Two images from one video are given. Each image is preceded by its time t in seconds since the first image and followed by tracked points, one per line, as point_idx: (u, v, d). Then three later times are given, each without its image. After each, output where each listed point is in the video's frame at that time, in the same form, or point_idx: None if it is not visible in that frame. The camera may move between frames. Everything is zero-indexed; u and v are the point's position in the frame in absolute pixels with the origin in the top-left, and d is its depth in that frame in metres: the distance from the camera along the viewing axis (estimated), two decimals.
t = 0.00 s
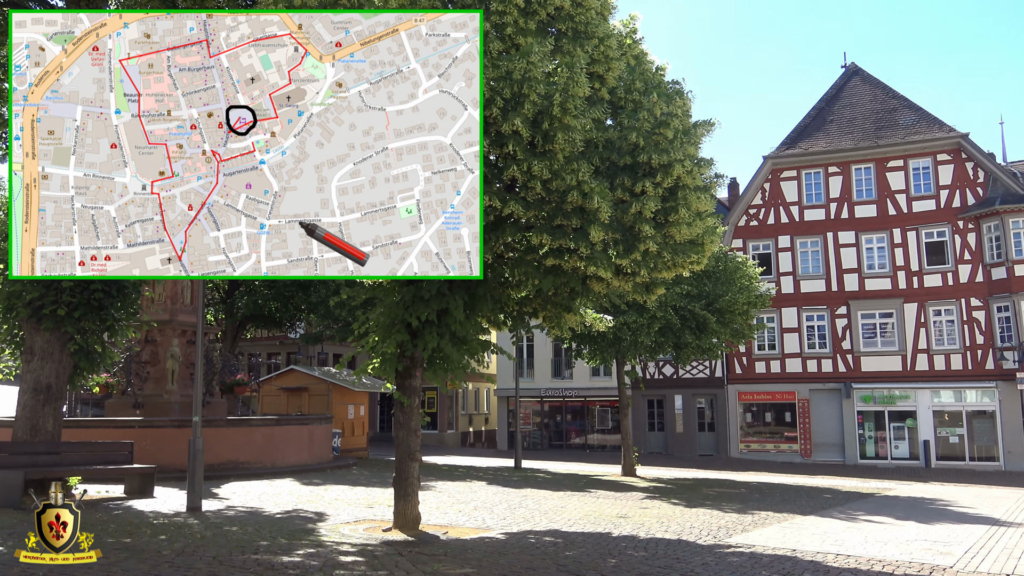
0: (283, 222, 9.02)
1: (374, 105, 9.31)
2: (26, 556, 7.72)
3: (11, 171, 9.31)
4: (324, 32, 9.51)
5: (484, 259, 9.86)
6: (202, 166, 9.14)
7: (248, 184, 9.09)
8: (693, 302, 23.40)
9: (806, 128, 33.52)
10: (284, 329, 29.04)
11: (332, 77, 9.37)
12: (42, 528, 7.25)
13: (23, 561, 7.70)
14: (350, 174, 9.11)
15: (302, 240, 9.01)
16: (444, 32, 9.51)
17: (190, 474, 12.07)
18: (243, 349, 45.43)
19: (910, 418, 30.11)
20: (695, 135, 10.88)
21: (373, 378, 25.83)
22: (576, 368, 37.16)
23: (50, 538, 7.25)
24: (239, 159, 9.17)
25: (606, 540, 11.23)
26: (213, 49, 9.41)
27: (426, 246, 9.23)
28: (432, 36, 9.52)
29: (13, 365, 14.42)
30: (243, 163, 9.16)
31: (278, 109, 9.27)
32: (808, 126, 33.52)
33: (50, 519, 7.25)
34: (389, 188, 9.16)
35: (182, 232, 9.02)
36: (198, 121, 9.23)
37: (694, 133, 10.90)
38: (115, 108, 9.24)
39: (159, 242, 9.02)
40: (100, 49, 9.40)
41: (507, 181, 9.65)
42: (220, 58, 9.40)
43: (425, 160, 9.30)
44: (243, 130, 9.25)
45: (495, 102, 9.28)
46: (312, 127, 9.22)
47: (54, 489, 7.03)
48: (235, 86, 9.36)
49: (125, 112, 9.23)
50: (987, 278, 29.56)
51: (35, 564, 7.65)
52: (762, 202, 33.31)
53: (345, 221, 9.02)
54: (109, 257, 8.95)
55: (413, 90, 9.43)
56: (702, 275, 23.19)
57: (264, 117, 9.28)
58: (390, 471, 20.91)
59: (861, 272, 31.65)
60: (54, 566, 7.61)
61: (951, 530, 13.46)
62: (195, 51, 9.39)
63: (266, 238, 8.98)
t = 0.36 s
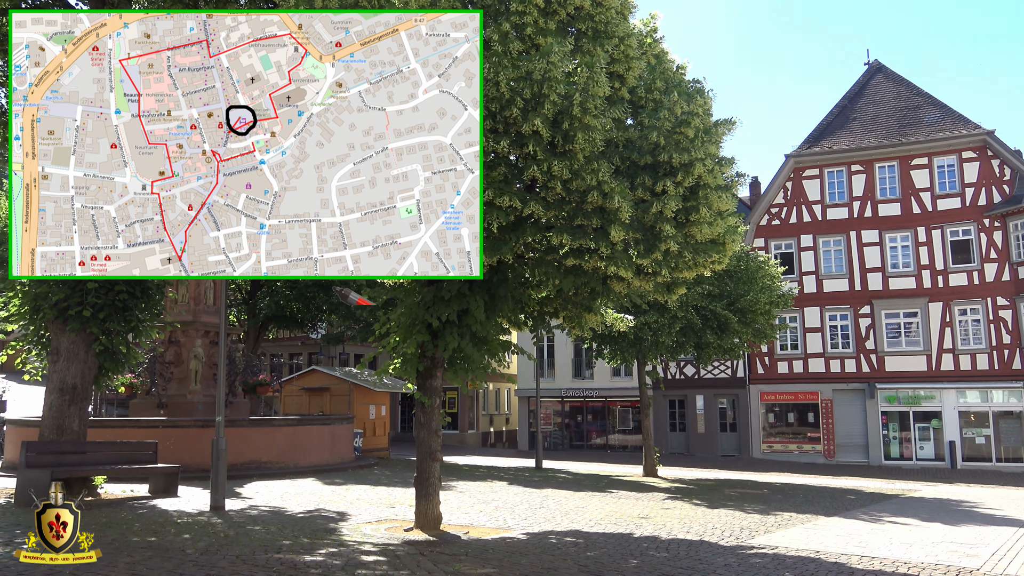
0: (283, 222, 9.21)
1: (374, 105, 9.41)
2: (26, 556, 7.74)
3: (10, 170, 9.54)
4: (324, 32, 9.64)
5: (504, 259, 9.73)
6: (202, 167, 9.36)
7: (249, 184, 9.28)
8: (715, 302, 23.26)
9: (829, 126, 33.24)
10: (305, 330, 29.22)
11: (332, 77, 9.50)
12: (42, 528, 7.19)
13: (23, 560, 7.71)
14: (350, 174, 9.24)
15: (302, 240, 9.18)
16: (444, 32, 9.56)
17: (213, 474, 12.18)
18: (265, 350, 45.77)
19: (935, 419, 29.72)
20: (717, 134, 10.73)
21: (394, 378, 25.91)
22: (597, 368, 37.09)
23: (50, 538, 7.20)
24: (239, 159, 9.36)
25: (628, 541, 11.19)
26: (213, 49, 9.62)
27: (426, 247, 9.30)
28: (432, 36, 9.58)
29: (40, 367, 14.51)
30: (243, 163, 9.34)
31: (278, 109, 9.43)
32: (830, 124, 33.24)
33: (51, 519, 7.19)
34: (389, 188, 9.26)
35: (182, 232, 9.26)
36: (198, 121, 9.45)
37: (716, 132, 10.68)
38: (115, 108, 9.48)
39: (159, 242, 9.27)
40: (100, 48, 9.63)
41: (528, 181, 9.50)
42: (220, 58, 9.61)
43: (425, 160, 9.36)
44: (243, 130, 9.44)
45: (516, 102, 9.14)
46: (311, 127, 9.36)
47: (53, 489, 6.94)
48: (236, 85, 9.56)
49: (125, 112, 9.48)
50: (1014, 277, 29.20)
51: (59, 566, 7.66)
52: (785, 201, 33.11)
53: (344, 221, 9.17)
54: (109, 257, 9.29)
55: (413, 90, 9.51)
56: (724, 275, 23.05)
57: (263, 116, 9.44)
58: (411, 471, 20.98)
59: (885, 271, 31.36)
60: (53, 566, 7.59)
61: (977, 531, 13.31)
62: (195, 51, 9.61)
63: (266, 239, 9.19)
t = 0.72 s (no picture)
0: (283, 222, 9.06)
1: (374, 105, 9.28)
2: (26, 557, 7.74)
3: (11, 171, 9.44)
4: (324, 32, 9.53)
5: (524, 259, 9.65)
6: (202, 167, 9.23)
7: (248, 184, 9.14)
8: (737, 302, 23.14)
9: (852, 124, 32.97)
10: (328, 330, 29.42)
11: (332, 77, 9.37)
12: (41, 528, 7.08)
13: (22, 561, 7.72)
14: (350, 174, 9.10)
15: (302, 241, 9.03)
16: (444, 32, 9.49)
17: (238, 474, 12.28)
18: (288, 350, 46.13)
19: (962, 419, 29.33)
20: (739, 133, 10.52)
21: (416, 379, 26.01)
22: (619, 369, 37.02)
23: (50, 538, 7.07)
24: (239, 159, 9.23)
25: (651, 542, 11.14)
26: (213, 49, 9.50)
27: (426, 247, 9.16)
28: (432, 36, 9.50)
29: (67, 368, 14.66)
30: (243, 163, 9.21)
31: (278, 109, 9.29)
32: (853, 122, 32.96)
33: (50, 520, 7.09)
34: (389, 188, 9.12)
35: (182, 232, 9.13)
36: (198, 121, 9.34)
37: (737, 130, 10.36)
38: (115, 108, 9.39)
39: (159, 242, 9.15)
40: (100, 49, 9.55)
41: (549, 181, 9.43)
42: (220, 58, 9.49)
43: (425, 161, 9.23)
44: (244, 130, 9.30)
45: (536, 103, 9.11)
46: (311, 127, 9.22)
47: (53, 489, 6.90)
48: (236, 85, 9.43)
49: (125, 112, 9.38)
50: None
51: (86, 566, 7.75)
52: (808, 199, 32.93)
53: (345, 221, 9.02)
54: (109, 257, 9.17)
55: (413, 91, 9.39)
56: (747, 275, 22.93)
57: (263, 117, 9.30)
58: (434, 472, 21.04)
59: (910, 270, 31.05)
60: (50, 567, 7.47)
61: (1005, 534, 13.14)
62: (195, 51, 9.50)
63: (266, 239, 9.04)
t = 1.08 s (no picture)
0: (283, 222, 9.16)
1: (374, 105, 9.32)
2: (25, 556, 7.80)
3: (11, 170, 9.53)
4: (324, 32, 9.59)
5: (545, 259, 9.64)
6: (202, 167, 9.36)
7: (248, 184, 9.25)
8: (760, 302, 23.02)
9: (876, 121, 32.66)
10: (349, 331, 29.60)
11: (332, 77, 9.42)
12: (41, 529, 7.21)
13: (23, 560, 7.77)
14: (350, 174, 9.16)
15: (302, 241, 9.13)
16: (444, 32, 9.45)
17: (261, 474, 12.36)
18: (310, 351, 46.41)
19: (989, 420, 28.96)
20: (761, 131, 10.19)
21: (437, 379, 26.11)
22: (640, 369, 36.89)
23: (49, 538, 7.19)
24: (238, 159, 9.34)
25: (673, 542, 11.11)
26: (213, 49, 9.62)
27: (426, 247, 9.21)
28: (432, 36, 9.47)
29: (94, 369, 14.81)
30: (243, 163, 9.32)
31: (278, 109, 9.38)
32: (877, 120, 32.65)
33: (51, 520, 7.24)
34: (389, 188, 9.19)
35: (182, 232, 9.26)
36: (198, 121, 9.46)
37: (759, 129, 10.17)
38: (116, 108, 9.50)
39: (159, 242, 9.28)
40: (100, 49, 9.64)
41: (570, 181, 9.42)
42: (220, 58, 9.61)
43: (425, 160, 9.27)
44: (244, 130, 9.41)
45: (557, 103, 9.05)
46: (311, 127, 9.29)
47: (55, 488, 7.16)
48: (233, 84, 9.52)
49: (125, 112, 9.50)
50: None
51: (111, 564, 7.82)
52: (831, 198, 32.70)
53: (345, 220, 9.10)
54: (109, 257, 9.29)
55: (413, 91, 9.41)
56: (769, 274, 22.79)
57: (263, 117, 9.39)
58: (455, 472, 21.10)
59: (935, 269, 30.69)
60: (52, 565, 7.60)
61: None
62: (195, 51, 9.62)
63: (266, 238, 9.16)
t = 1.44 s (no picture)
0: (283, 222, 9.15)
1: (374, 105, 9.34)
2: (26, 557, 7.59)
3: (11, 171, 9.45)
4: (324, 32, 9.59)
5: (566, 259, 9.62)
6: (202, 167, 9.33)
7: (249, 184, 9.24)
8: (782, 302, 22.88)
9: (900, 119, 32.32)
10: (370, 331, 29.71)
11: (332, 77, 9.45)
12: (41, 528, 7.24)
13: (23, 561, 7.56)
14: (350, 174, 9.18)
15: (302, 240, 9.13)
16: (444, 32, 9.39)
17: (284, 473, 12.43)
18: (331, 351, 46.63)
19: (1016, 420, 28.61)
20: (783, 130, 10.03)
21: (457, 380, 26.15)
22: (661, 369, 36.75)
23: (49, 538, 7.22)
24: (239, 160, 9.33)
25: (695, 544, 11.04)
26: (213, 49, 9.56)
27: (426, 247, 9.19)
28: (432, 36, 9.45)
29: (118, 368, 14.95)
30: (244, 163, 9.31)
31: (279, 109, 9.37)
32: (902, 117, 32.30)
33: (51, 520, 7.27)
34: (389, 188, 9.20)
35: (182, 232, 9.24)
36: (198, 121, 9.42)
37: (780, 127, 9.94)
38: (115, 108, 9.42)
39: (159, 242, 9.24)
40: (100, 48, 9.53)
41: (590, 181, 9.42)
42: (220, 58, 9.55)
43: (425, 161, 9.28)
44: (244, 130, 9.40)
45: (576, 102, 9.04)
46: (311, 127, 9.30)
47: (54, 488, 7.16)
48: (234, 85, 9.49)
49: (125, 112, 9.41)
50: None
51: (136, 564, 7.86)
52: (854, 197, 32.40)
53: (345, 220, 9.11)
54: (109, 258, 9.21)
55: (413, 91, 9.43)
56: (792, 274, 22.63)
57: (264, 117, 9.39)
58: (476, 472, 21.13)
59: (961, 268, 30.34)
60: (54, 566, 7.41)
61: None
62: (195, 51, 9.55)
63: (266, 239, 9.15)
